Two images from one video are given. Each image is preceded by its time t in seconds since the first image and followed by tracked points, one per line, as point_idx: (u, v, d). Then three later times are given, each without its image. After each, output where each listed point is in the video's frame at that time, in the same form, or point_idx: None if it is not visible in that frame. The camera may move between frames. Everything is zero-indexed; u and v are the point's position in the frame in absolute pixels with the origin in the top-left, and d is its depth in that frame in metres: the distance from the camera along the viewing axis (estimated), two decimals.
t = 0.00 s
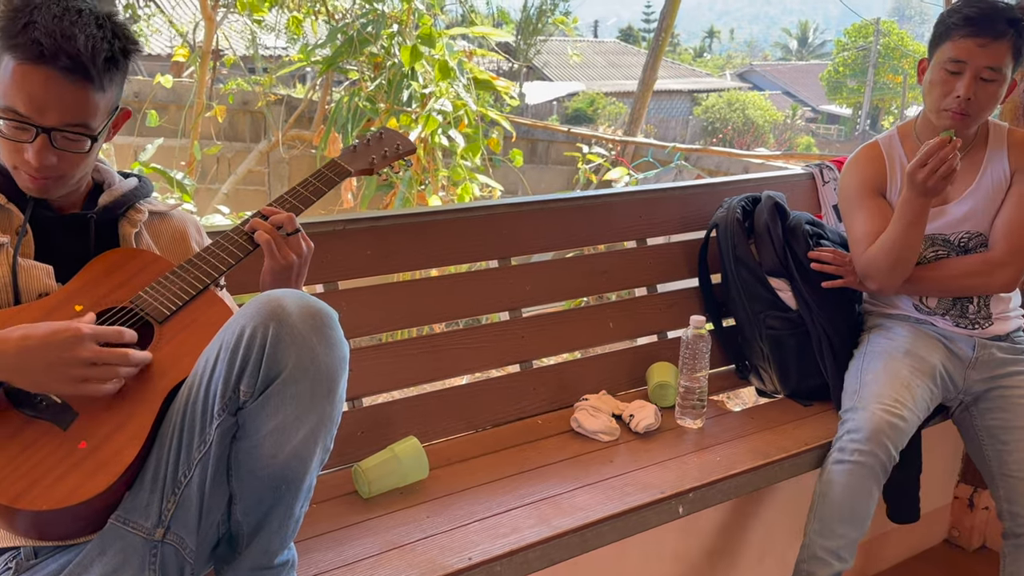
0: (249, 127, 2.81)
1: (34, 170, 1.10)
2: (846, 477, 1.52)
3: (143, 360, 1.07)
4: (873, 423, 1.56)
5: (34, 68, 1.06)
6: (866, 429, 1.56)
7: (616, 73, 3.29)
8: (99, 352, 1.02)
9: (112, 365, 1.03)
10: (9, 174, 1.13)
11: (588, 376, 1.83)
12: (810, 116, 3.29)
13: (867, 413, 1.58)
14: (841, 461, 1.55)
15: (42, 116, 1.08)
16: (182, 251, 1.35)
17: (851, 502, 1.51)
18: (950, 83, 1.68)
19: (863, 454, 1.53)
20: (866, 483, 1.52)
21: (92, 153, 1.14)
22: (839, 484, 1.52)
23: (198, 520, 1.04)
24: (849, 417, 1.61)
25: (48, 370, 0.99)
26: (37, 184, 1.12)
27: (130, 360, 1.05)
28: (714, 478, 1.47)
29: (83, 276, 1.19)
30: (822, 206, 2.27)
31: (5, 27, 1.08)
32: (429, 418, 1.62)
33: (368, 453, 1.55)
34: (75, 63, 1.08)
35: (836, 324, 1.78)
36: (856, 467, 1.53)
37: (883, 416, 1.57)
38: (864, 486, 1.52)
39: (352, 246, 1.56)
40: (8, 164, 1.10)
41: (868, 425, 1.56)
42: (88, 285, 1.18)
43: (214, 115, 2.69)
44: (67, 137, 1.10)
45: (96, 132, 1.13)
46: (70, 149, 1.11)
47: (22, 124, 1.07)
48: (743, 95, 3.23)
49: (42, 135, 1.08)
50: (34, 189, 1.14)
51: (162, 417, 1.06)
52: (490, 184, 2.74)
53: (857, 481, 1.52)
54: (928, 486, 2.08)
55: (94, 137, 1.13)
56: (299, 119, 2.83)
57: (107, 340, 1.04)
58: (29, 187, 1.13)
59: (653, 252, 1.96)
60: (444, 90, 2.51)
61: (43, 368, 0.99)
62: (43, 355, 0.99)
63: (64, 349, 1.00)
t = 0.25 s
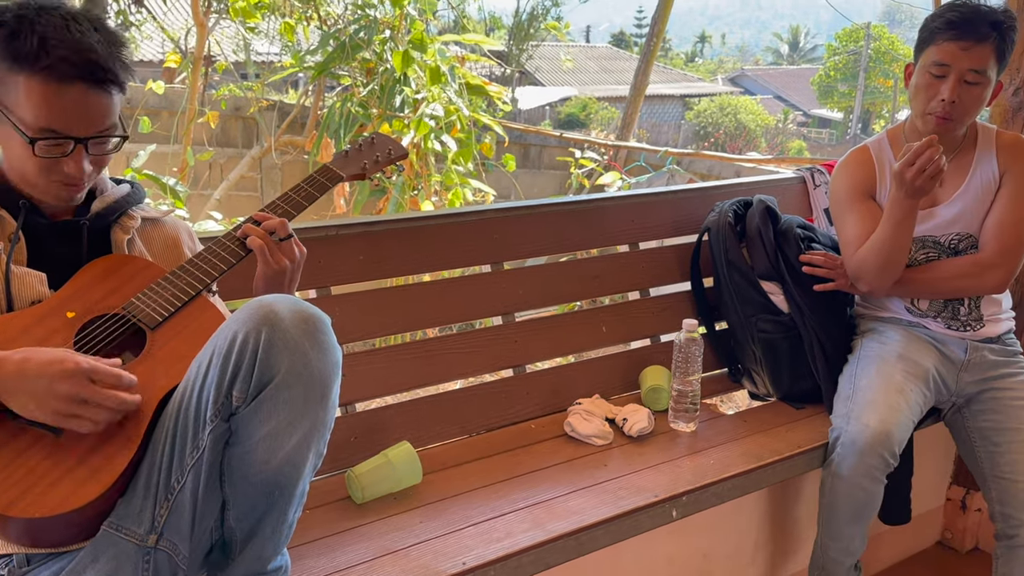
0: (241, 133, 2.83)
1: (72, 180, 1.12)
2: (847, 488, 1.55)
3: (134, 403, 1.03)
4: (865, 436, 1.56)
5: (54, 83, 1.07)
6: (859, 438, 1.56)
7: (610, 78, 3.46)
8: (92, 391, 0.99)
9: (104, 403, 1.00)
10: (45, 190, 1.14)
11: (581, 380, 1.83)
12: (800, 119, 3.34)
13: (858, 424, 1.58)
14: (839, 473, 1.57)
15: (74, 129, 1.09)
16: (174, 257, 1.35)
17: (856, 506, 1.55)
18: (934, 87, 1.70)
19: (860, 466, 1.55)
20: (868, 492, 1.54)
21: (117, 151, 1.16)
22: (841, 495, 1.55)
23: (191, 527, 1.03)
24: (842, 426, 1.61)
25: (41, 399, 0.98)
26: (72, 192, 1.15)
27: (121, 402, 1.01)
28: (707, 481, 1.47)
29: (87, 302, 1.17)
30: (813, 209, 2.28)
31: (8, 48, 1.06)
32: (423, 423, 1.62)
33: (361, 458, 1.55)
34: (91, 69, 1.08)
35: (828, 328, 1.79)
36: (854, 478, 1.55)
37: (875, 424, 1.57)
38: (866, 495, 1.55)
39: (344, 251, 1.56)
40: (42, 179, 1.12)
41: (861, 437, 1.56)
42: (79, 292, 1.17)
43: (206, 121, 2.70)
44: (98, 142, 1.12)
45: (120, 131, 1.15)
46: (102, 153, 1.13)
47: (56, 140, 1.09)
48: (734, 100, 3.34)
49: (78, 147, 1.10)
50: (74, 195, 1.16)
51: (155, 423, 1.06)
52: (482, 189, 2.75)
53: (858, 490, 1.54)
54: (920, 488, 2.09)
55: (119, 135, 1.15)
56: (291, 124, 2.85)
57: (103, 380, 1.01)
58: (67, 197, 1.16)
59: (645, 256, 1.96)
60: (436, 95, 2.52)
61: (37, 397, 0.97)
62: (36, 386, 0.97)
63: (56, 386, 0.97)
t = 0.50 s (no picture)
0: (235, 138, 2.90)
1: (95, 179, 1.17)
2: (841, 491, 1.55)
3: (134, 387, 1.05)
4: (858, 438, 1.56)
5: (76, 85, 1.11)
6: (853, 441, 1.57)
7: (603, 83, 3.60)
8: (90, 372, 1.01)
9: (102, 389, 1.02)
10: (64, 196, 1.17)
11: (576, 384, 1.84)
12: (794, 123, 3.59)
13: (852, 426, 1.59)
14: (833, 476, 1.57)
15: (97, 127, 1.14)
16: (169, 263, 1.35)
17: (849, 510, 1.54)
18: (924, 92, 1.71)
19: (853, 469, 1.55)
20: (862, 495, 1.54)
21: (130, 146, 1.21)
22: (835, 498, 1.55)
23: (186, 533, 1.03)
24: (836, 428, 1.62)
25: (40, 390, 0.99)
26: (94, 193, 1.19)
27: (121, 385, 1.03)
28: (701, 485, 1.47)
29: (89, 302, 1.18)
30: (807, 213, 2.29)
31: (26, 56, 1.09)
32: (418, 428, 1.62)
33: (356, 464, 1.55)
34: (109, 69, 1.14)
35: (821, 332, 1.80)
36: (848, 481, 1.55)
37: (869, 427, 1.58)
38: (860, 498, 1.55)
39: (339, 257, 1.56)
40: (66, 185, 1.15)
41: (855, 439, 1.57)
42: (74, 298, 1.17)
43: (200, 126, 2.72)
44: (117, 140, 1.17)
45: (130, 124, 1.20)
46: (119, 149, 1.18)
47: (81, 143, 1.13)
48: (727, 103, 3.58)
49: (101, 146, 1.14)
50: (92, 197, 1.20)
51: (149, 430, 1.06)
52: (477, 193, 2.76)
53: (852, 493, 1.54)
54: (914, 491, 2.09)
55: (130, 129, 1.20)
56: (286, 129, 2.88)
57: (101, 363, 1.04)
58: (86, 200, 1.19)
59: (640, 260, 1.97)
60: (430, 100, 2.51)
61: (36, 386, 0.99)
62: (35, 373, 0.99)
63: (55, 370, 0.99)
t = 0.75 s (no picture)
0: (230, 143, 2.91)
1: (96, 185, 1.16)
2: (823, 481, 1.53)
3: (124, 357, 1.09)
4: (849, 430, 1.58)
5: (81, 90, 1.12)
6: (843, 435, 1.58)
7: (598, 85, 3.67)
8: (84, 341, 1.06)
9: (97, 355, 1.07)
10: (64, 201, 1.16)
11: (570, 388, 1.84)
12: (788, 127, 3.60)
13: (844, 421, 1.60)
14: (818, 466, 1.56)
15: (100, 131, 1.14)
16: (163, 268, 1.35)
17: (826, 506, 1.52)
18: (916, 95, 1.72)
19: (840, 460, 1.55)
20: (844, 487, 1.53)
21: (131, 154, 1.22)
22: (815, 488, 1.53)
23: (179, 539, 1.03)
24: (828, 424, 1.62)
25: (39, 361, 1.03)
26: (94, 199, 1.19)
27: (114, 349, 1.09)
28: (695, 488, 1.48)
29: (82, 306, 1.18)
30: (799, 217, 2.30)
31: (30, 60, 1.10)
32: (412, 433, 1.62)
33: (350, 468, 1.55)
34: (114, 75, 1.15)
35: (814, 334, 1.80)
36: (833, 471, 1.54)
37: (860, 422, 1.59)
38: (842, 490, 1.53)
39: (333, 261, 1.57)
40: (67, 190, 1.15)
41: (845, 431, 1.58)
42: (67, 302, 1.17)
43: (194, 132, 2.72)
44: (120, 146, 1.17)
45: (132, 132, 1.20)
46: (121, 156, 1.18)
47: (84, 147, 1.13)
48: (722, 107, 3.57)
49: (104, 151, 1.14)
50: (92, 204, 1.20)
51: (143, 435, 1.06)
52: (471, 198, 2.77)
53: (835, 484, 1.53)
54: (907, 493, 2.10)
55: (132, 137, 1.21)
56: (279, 134, 2.90)
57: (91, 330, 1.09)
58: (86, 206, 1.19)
59: (633, 264, 1.98)
60: (424, 104, 2.50)
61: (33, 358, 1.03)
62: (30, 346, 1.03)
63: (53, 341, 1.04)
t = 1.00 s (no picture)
0: (225, 147, 3.00)
1: (88, 181, 1.16)
2: (823, 493, 1.54)
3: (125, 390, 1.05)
4: (843, 438, 1.58)
5: (72, 86, 1.12)
6: (837, 444, 1.58)
7: (593, 90, 4.00)
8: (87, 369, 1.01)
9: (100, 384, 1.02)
10: (57, 200, 1.16)
11: (565, 391, 1.84)
12: (783, 129, 3.83)
13: (837, 428, 1.60)
14: (816, 478, 1.57)
15: (92, 128, 1.14)
16: (156, 274, 1.35)
17: (830, 516, 1.53)
18: (906, 100, 1.72)
19: (837, 470, 1.55)
20: (844, 497, 1.54)
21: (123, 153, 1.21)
22: (817, 500, 1.54)
23: (173, 543, 1.03)
24: (821, 432, 1.62)
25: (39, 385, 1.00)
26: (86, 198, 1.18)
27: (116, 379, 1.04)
28: (690, 490, 1.48)
29: (77, 308, 1.18)
30: (792, 220, 2.31)
31: (21, 57, 1.10)
32: (407, 436, 1.62)
33: (344, 472, 1.55)
34: (105, 71, 1.15)
35: (808, 337, 1.81)
36: (833, 483, 1.54)
37: (854, 429, 1.59)
38: (843, 500, 1.54)
39: (328, 265, 1.57)
40: (58, 187, 1.14)
41: (839, 440, 1.58)
42: (61, 307, 1.17)
43: (189, 135, 2.74)
44: (112, 143, 1.17)
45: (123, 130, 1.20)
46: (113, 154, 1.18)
47: (75, 142, 1.13)
48: (715, 112, 3.88)
49: (96, 147, 1.14)
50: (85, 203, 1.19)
51: (135, 440, 1.06)
52: (467, 201, 2.78)
53: (835, 496, 1.54)
54: (901, 496, 2.10)
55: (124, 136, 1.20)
56: (274, 138, 2.93)
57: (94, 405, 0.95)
58: (79, 205, 1.18)
59: (628, 267, 1.98)
60: (420, 108, 2.51)
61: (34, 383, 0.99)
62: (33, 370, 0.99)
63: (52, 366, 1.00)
